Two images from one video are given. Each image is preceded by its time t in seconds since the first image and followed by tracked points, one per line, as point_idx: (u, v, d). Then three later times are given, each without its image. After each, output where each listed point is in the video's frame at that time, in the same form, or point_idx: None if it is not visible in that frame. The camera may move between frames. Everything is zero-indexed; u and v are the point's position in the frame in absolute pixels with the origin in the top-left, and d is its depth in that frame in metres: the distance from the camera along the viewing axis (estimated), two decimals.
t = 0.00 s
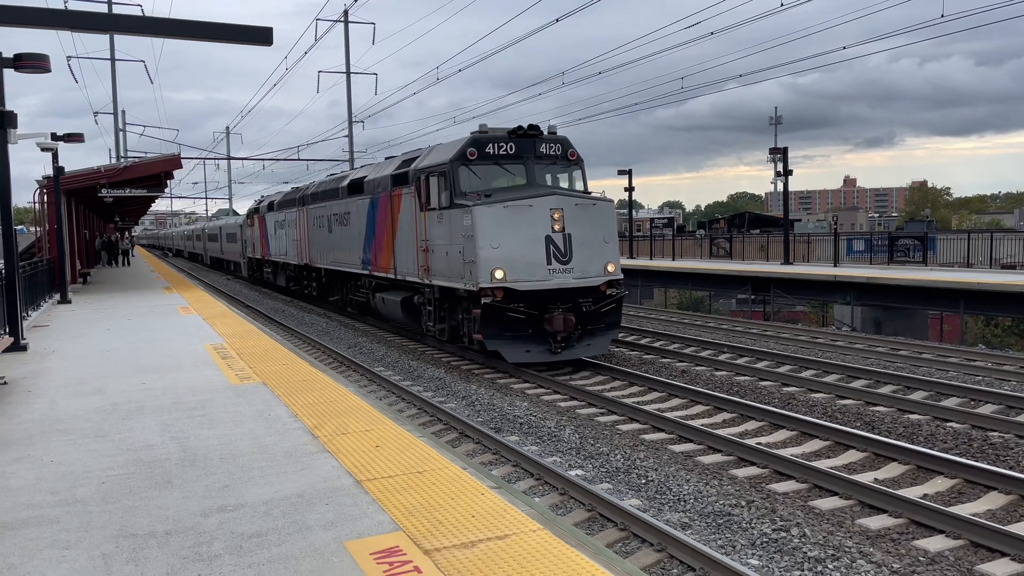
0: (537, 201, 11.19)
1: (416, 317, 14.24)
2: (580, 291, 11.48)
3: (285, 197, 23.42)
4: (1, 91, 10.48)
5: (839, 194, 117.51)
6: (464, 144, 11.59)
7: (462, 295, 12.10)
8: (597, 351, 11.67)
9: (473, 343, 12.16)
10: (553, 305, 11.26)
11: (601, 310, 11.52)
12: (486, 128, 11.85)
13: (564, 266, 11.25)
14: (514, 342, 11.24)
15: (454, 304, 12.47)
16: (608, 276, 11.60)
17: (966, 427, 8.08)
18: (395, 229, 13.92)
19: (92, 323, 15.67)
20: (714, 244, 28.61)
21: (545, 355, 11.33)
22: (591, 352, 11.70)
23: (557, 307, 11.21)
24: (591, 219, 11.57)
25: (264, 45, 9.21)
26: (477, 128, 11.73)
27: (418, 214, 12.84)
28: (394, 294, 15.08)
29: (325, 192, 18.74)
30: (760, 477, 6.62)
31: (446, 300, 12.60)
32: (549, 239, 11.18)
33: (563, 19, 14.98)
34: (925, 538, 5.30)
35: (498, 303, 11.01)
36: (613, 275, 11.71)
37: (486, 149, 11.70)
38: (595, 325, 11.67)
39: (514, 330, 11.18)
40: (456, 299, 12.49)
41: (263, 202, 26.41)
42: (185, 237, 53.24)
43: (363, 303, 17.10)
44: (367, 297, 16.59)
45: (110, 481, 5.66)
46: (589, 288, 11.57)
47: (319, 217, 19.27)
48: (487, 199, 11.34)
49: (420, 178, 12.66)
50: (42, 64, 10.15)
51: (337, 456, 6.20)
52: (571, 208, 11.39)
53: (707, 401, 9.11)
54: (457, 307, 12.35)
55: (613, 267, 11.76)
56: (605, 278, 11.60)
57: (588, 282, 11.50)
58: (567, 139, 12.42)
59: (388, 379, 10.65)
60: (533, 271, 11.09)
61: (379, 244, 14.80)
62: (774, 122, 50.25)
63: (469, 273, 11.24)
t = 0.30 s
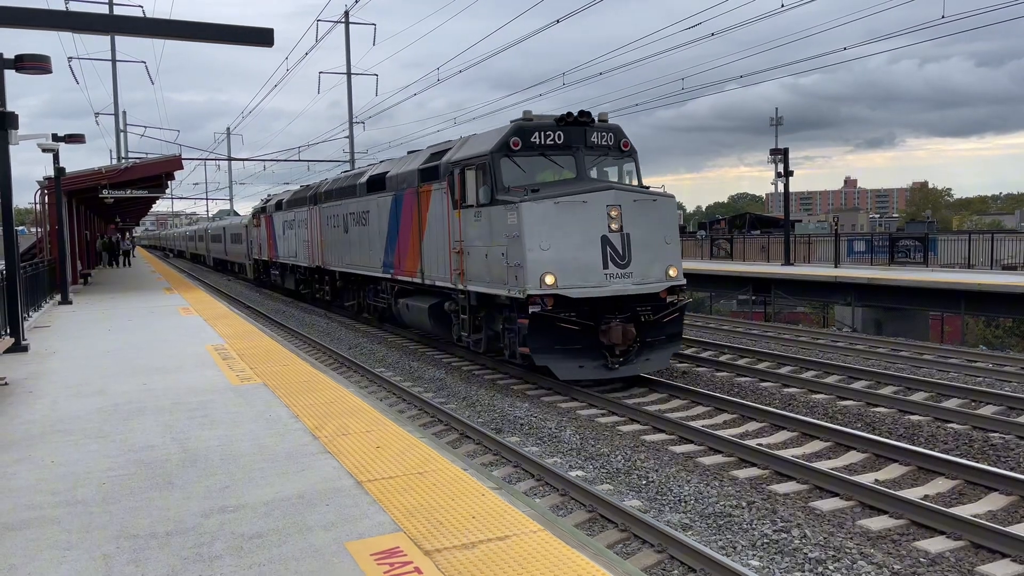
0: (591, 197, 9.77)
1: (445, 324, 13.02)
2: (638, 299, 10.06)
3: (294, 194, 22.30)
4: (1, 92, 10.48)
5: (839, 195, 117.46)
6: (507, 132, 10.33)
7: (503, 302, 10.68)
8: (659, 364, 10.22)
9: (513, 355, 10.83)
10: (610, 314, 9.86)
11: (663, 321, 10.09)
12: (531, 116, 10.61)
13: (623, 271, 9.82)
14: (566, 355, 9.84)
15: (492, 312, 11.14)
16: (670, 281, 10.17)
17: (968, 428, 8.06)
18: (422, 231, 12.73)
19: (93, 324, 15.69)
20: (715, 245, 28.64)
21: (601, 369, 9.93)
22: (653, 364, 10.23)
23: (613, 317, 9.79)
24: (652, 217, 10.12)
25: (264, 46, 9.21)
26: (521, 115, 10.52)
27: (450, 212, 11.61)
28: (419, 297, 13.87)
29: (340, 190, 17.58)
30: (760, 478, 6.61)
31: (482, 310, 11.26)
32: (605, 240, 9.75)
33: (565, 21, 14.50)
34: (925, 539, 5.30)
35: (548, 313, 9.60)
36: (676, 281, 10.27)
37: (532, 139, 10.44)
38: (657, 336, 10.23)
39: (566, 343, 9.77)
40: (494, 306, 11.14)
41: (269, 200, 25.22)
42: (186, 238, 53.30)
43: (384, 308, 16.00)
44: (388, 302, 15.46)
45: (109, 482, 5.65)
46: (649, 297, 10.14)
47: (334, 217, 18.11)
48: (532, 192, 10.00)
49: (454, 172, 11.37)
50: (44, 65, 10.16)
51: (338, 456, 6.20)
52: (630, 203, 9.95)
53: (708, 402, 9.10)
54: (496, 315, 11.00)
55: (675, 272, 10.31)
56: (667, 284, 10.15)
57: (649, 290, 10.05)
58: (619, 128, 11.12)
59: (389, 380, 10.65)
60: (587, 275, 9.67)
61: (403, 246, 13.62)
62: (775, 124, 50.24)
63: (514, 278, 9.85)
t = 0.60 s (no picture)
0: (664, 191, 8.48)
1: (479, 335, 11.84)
2: (714, 309, 8.80)
3: (306, 193, 21.30)
4: (2, 93, 10.48)
5: (840, 196, 117.44)
6: (563, 118, 9.08)
7: (554, 313, 9.43)
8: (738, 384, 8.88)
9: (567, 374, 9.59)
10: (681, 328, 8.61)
11: (742, 334, 8.83)
12: (589, 99, 9.33)
13: (701, 278, 8.58)
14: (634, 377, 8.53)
15: (541, 324, 9.91)
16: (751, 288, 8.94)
17: (968, 429, 8.05)
18: (455, 231, 11.63)
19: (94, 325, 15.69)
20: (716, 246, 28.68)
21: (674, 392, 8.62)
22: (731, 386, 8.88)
23: (685, 330, 8.58)
24: (730, 214, 8.86)
25: (266, 47, 9.22)
26: (577, 98, 9.22)
27: (492, 210, 10.40)
28: (451, 304, 12.70)
29: (358, 187, 16.48)
30: (761, 479, 6.61)
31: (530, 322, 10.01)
32: (680, 242, 8.48)
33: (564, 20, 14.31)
34: (926, 540, 5.30)
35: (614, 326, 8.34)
36: (756, 288, 9.03)
37: (591, 125, 9.15)
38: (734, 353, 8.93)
39: (634, 363, 8.50)
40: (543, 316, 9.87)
41: (281, 197, 24.46)
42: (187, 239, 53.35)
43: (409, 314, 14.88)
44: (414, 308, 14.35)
45: (111, 483, 5.66)
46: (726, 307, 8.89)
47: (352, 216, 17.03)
48: (593, 187, 8.74)
49: (498, 165, 10.13)
50: (45, 67, 10.18)
51: (339, 457, 6.21)
52: (705, 199, 8.66)
53: (710, 403, 9.09)
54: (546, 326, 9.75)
55: (756, 279, 9.06)
56: (748, 292, 8.90)
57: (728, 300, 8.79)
58: (685, 114, 9.81)
59: (390, 381, 10.65)
60: (660, 283, 8.40)
61: (433, 247, 12.50)
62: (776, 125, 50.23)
63: (573, 286, 8.59)
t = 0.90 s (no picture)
0: (761, 182, 7.26)
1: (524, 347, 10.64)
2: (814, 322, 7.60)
3: (319, 190, 20.34)
4: (3, 94, 10.50)
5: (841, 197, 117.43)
6: (636, 98, 7.90)
7: (624, 324, 8.24)
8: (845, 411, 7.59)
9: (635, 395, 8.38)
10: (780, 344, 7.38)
11: (850, 351, 7.59)
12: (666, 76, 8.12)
13: (803, 285, 7.39)
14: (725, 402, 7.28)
15: (602, 335, 8.77)
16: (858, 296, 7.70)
17: (969, 430, 8.06)
18: (497, 230, 10.61)
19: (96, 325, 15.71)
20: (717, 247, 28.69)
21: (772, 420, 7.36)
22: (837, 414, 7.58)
23: (786, 346, 7.37)
24: (833, 209, 7.63)
25: (267, 48, 9.23)
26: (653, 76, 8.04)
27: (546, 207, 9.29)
28: (490, 312, 11.53)
29: (380, 183, 15.48)
30: (762, 480, 6.61)
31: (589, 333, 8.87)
32: (779, 243, 7.28)
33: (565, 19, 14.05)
34: (927, 540, 5.29)
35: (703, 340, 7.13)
36: (865, 296, 7.77)
37: (670, 107, 7.94)
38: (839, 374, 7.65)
39: (727, 385, 7.26)
40: (605, 328, 8.72)
41: (287, 193, 24.59)
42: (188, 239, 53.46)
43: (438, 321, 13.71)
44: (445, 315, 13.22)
45: (112, 483, 5.66)
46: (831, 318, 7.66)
47: (373, 215, 16.01)
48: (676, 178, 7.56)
49: (555, 155, 9.00)
50: (47, 67, 10.19)
51: (340, 457, 6.22)
52: (808, 192, 7.45)
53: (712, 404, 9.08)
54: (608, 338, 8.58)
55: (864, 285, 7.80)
56: (855, 301, 7.67)
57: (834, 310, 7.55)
58: (774, 95, 8.54)
59: (391, 381, 10.65)
60: (756, 290, 7.19)
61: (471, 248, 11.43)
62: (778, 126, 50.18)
63: (653, 295, 7.37)
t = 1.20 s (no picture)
0: (907, 170, 5.83)
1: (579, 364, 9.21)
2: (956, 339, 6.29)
3: (334, 188, 19.35)
4: (4, 95, 10.52)
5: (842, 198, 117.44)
6: (739, 69, 6.50)
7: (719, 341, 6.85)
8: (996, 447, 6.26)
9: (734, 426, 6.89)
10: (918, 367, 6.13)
11: (1004, 377, 6.25)
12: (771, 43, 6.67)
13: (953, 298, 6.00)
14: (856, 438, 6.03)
15: (686, 354, 7.32)
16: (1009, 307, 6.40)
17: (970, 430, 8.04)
18: (550, 229, 9.40)
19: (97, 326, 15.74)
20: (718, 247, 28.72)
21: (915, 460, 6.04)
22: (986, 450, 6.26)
23: (930, 371, 6.09)
24: (982, 203, 6.26)
25: (269, 49, 9.24)
26: (756, 43, 6.63)
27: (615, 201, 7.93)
28: (538, 322, 10.14)
29: (406, 177, 14.30)
30: (762, 480, 6.60)
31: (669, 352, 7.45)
32: (926, 246, 5.90)
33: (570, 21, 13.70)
34: (928, 540, 5.29)
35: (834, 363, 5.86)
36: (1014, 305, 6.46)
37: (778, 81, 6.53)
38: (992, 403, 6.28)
39: (860, 419, 6.02)
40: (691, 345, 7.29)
41: (293, 193, 24.46)
42: (190, 240, 53.60)
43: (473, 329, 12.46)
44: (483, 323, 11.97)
45: (114, 483, 5.68)
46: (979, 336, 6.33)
47: (397, 212, 14.84)
48: (794, 165, 6.16)
49: (630, 140, 7.61)
50: (48, 68, 10.20)
51: (342, 457, 6.23)
52: (957, 181, 6.06)
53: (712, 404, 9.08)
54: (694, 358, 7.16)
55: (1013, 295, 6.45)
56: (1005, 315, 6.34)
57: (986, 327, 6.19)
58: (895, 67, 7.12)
59: (392, 382, 10.66)
60: (899, 303, 5.79)
61: (518, 248, 10.19)
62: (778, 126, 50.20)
63: (769, 309, 5.97)
